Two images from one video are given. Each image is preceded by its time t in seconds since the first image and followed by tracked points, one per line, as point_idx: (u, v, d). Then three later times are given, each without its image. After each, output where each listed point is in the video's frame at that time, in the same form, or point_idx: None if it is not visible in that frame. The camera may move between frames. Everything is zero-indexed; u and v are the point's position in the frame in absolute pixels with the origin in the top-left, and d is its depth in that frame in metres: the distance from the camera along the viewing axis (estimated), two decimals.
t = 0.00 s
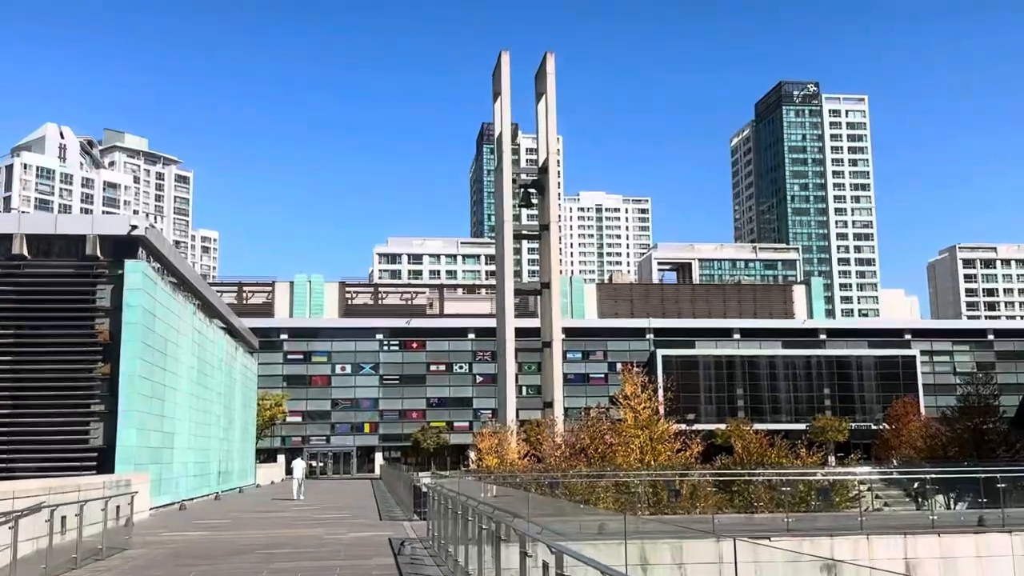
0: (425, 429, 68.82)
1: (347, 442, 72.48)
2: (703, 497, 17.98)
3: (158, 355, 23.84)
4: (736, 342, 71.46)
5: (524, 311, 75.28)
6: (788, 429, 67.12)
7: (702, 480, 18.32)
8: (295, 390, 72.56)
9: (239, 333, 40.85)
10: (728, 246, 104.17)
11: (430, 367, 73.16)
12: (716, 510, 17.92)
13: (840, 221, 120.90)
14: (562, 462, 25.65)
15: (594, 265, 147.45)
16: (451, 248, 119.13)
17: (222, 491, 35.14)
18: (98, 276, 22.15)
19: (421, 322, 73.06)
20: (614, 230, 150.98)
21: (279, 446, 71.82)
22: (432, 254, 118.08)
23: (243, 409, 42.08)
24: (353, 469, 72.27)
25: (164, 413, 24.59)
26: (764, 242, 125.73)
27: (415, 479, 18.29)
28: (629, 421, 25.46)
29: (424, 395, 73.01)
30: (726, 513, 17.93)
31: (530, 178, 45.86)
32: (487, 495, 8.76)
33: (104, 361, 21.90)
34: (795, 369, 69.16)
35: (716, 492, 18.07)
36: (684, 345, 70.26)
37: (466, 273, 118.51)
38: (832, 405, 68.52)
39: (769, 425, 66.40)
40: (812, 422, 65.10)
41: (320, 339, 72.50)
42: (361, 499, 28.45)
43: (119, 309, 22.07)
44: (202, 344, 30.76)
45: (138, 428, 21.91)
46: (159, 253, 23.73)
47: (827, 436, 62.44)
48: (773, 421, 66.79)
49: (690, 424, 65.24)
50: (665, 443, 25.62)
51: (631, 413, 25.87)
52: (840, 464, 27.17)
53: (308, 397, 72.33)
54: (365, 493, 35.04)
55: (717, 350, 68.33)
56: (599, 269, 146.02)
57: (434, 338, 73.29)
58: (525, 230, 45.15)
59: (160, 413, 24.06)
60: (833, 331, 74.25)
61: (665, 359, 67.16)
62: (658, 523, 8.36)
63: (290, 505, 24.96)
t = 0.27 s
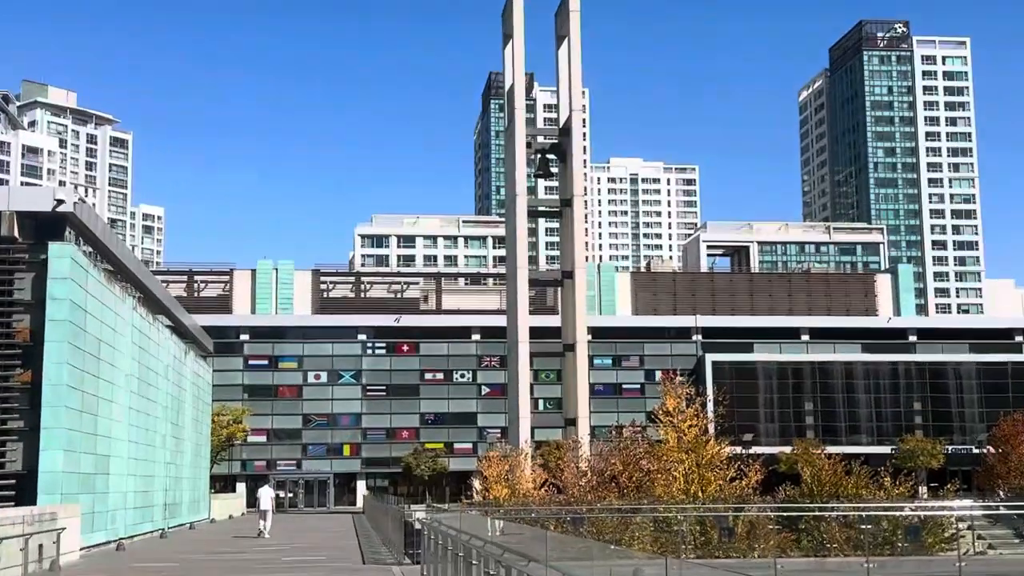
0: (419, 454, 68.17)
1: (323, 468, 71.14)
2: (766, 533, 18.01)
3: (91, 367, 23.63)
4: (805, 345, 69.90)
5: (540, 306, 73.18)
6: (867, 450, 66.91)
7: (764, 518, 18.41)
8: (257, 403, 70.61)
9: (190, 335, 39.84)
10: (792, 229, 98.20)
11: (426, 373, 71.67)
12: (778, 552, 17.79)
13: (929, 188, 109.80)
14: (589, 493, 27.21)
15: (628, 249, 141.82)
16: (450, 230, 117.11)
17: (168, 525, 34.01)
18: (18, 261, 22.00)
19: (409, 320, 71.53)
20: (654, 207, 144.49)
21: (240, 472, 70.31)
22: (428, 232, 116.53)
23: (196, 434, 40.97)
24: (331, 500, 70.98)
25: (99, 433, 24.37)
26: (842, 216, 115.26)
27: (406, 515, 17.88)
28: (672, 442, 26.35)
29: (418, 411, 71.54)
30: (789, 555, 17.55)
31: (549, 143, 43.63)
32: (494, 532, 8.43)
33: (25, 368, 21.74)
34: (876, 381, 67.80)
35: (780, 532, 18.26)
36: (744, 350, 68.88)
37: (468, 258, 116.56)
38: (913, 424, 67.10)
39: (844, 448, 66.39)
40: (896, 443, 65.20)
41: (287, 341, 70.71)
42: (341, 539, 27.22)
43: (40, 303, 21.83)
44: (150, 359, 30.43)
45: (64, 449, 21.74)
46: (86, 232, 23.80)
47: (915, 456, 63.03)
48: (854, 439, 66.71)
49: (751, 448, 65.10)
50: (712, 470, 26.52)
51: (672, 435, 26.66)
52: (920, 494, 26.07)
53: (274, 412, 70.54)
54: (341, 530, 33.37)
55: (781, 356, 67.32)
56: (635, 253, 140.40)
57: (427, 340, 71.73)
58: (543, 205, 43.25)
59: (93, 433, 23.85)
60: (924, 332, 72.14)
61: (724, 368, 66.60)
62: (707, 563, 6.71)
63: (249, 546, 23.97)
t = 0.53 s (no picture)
0: (423, 460, 67.93)
1: (318, 475, 70.62)
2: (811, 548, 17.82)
3: (65, 363, 23.27)
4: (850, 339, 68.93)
5: (557, 295, 71.90)
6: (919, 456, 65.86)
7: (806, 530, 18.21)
8: (247, 401, 70.27)
9: (173, 328, 39.09)
10: (837, 211, 94.90)
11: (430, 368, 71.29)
12: (822, 567, 17.95)
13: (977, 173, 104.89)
14: (612, 503, 26.42)
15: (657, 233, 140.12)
16: (458, 213, 115.66)
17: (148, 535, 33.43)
18: None
19: (411, 312, 70.72)
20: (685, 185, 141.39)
21: (228, 477, 69.89)
22: (436, 215, 115.33)
23: (179, 436, 40.40)
24: (325, 510, 70.53)
25: (74, 435, 23.96)
26: (892, 197, 108.96)
27: (411, 525, 17.38)
28: (702, 445, 25.89)
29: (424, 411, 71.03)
30: (833, 571, 18.09)
31: (567, 115, 42.65)
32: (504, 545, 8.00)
33: None
34: (930, 381, 66.85)
35: (824, 547, 18.26)
36: (784, 344, 67.89)
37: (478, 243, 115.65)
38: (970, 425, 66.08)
39: (895, 453, 65.54)
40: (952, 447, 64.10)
41: (280, 334, 70.14)
42: (336, 551, 26.52)
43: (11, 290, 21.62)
44: (130, 356, 29.95)
45: (34, 451, 21.55)
46: (61, 213, 23.35)
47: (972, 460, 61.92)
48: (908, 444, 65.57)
49: (791, 452, 64.71)
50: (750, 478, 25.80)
51: (701, 436, 26.20)
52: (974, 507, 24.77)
53: (265, 412, 70.14)
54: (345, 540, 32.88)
55: (824, 351, 66.58)
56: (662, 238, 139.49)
57: (433, 334, 71.11)
58: (561, 185, 42.17)
59: (68, 434, 23.49)
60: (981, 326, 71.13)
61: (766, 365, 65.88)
62: None
63: (236, 559, 23.37)
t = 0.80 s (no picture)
0: (438, 449, 67.68)
1: (331, 464, 70.52)
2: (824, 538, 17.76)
3: (79, 351, 23.37)
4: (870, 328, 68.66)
5: (574, 283, 71.79)
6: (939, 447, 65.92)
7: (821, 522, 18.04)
8: (260, 388, 70.39)
9: (186, 315, 39.17)
10: (859, 198, 94.56)
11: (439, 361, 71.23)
12: (842, 557, 16.92)
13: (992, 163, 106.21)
14: (629, 492, 26.31)
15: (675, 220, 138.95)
16: (473, 199, 115.71)
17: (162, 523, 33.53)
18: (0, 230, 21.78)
19: (428, 299, 70.98)
20: (702, 171, 140.85)
21: (240, 465, 69.83)
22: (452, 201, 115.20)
23: (192, 424, 40.58)
24: (340, 499, 70.50)
25: (87, 422, 24.02)
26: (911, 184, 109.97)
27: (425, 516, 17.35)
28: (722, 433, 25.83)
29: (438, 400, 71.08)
30: (854, 562, 16.87)
31: (584, 101, 42.48)
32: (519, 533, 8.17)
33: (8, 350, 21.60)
34: (950, 370, 66.96)
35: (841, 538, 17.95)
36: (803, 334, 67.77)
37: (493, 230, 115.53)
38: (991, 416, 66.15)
39: (915, 443, 65.51)
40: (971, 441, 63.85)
41: (293, 322, 70.37)
42: (350, 541, 26.52)
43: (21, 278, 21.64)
44: (143, 344, 30.07)
45: (48, 439, 21.56)
46: (72, 199, 23.22)
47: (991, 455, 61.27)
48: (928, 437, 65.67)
49: (811, 442, 64.39)
50: (767, 465, 25.71)
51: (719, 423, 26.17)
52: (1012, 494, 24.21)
53: (279, 398, 70.32)
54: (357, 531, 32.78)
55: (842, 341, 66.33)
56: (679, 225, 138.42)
57: (449, 322, 71.19)
58: (577, 171, 41.95)
59: (81, 422, 23.53)
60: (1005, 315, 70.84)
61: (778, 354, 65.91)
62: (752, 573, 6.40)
63: (250, 548, 23.45)
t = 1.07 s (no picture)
0: (454, 436, 67.75)
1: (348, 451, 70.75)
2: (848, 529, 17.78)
3: (97, 338, 23.50)
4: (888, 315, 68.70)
5: (590, 271, 71.89)
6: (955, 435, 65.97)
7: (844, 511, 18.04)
8: (277, 375, 70.67)
9: (204, 302, 39.40)
10: (879, 185, 94.63)
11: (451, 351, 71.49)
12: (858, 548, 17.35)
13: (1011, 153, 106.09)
14: (647, 480, 26.63)
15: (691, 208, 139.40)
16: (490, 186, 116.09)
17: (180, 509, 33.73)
18: (15, 217, 21.86)
19: (444, 287, 71.09)
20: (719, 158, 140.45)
21: (257, 452, 70.05)
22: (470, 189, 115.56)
23: (211, 410, 40.96)
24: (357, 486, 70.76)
25: (106, 409, 24.19)
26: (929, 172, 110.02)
27: (441, 502, 17.23)
28: (741, 424, 25.20)
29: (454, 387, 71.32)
30: (870, 552, 17.45)
31: (601, 88, 42.39)
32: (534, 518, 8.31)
33: (24, 335, 21.67)
34: (969, 358, 66.84)
35: (860, 526, 18.12)
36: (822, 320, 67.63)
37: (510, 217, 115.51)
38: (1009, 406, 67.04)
39: (933, 432, 65.45)
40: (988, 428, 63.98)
41: (309, 309, 70.68)
42: (365, 529, 26.54)
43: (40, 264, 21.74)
44: (161, 331, 30.26)
45: (68, 425, 21.62)
46: (90, 184, 23.36)
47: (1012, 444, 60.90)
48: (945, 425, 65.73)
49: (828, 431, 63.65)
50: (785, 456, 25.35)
51: (738, 410, 25.79)
52: None
53: (297, 385, 70.63)
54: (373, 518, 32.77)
55: (860, 327, 66.19)
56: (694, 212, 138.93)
57: (465, 309, 71.42)
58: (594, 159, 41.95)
59: (99, 408, 23.68)
60: None
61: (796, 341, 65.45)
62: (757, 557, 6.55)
63: (265, 533, 23.49)
